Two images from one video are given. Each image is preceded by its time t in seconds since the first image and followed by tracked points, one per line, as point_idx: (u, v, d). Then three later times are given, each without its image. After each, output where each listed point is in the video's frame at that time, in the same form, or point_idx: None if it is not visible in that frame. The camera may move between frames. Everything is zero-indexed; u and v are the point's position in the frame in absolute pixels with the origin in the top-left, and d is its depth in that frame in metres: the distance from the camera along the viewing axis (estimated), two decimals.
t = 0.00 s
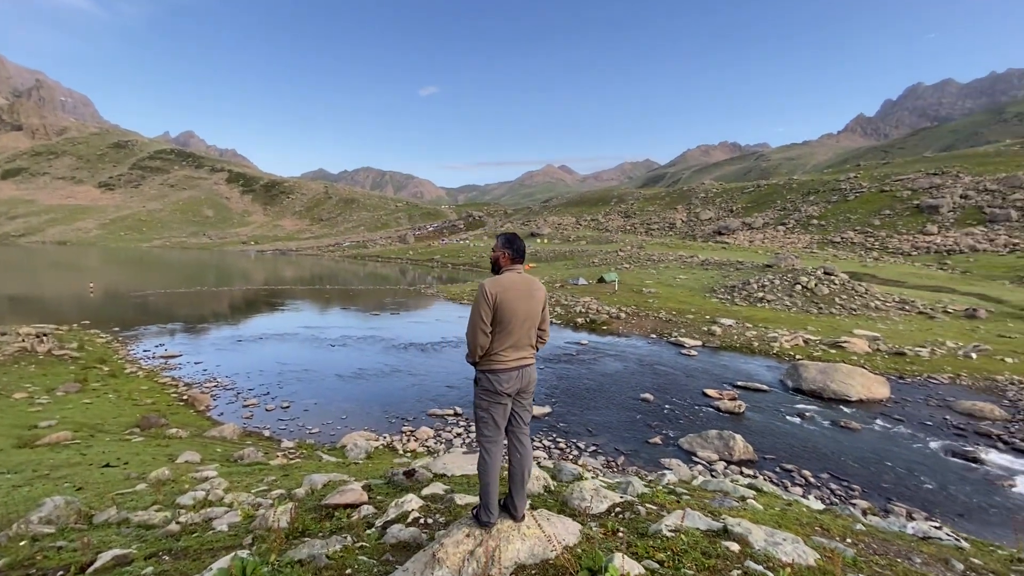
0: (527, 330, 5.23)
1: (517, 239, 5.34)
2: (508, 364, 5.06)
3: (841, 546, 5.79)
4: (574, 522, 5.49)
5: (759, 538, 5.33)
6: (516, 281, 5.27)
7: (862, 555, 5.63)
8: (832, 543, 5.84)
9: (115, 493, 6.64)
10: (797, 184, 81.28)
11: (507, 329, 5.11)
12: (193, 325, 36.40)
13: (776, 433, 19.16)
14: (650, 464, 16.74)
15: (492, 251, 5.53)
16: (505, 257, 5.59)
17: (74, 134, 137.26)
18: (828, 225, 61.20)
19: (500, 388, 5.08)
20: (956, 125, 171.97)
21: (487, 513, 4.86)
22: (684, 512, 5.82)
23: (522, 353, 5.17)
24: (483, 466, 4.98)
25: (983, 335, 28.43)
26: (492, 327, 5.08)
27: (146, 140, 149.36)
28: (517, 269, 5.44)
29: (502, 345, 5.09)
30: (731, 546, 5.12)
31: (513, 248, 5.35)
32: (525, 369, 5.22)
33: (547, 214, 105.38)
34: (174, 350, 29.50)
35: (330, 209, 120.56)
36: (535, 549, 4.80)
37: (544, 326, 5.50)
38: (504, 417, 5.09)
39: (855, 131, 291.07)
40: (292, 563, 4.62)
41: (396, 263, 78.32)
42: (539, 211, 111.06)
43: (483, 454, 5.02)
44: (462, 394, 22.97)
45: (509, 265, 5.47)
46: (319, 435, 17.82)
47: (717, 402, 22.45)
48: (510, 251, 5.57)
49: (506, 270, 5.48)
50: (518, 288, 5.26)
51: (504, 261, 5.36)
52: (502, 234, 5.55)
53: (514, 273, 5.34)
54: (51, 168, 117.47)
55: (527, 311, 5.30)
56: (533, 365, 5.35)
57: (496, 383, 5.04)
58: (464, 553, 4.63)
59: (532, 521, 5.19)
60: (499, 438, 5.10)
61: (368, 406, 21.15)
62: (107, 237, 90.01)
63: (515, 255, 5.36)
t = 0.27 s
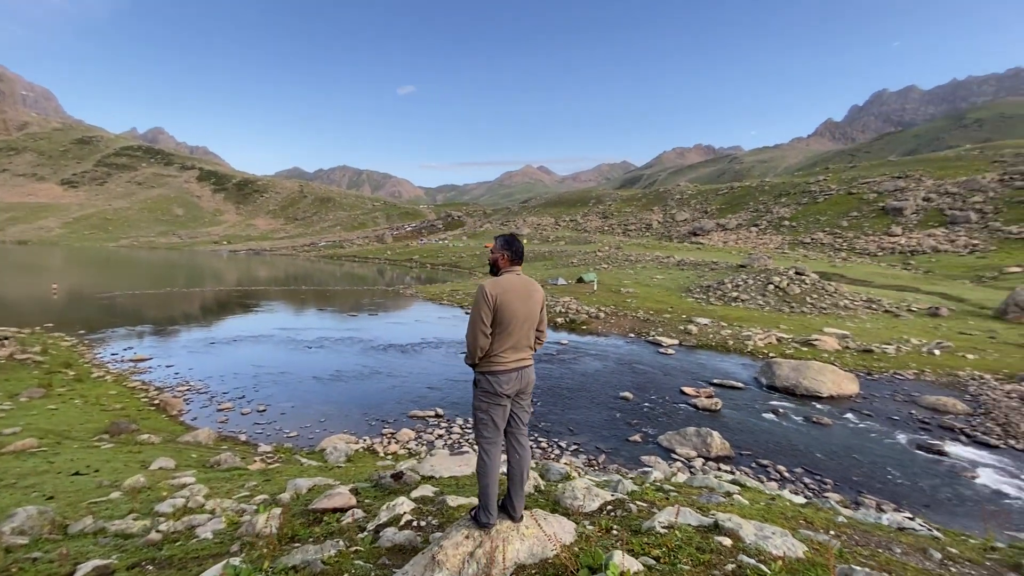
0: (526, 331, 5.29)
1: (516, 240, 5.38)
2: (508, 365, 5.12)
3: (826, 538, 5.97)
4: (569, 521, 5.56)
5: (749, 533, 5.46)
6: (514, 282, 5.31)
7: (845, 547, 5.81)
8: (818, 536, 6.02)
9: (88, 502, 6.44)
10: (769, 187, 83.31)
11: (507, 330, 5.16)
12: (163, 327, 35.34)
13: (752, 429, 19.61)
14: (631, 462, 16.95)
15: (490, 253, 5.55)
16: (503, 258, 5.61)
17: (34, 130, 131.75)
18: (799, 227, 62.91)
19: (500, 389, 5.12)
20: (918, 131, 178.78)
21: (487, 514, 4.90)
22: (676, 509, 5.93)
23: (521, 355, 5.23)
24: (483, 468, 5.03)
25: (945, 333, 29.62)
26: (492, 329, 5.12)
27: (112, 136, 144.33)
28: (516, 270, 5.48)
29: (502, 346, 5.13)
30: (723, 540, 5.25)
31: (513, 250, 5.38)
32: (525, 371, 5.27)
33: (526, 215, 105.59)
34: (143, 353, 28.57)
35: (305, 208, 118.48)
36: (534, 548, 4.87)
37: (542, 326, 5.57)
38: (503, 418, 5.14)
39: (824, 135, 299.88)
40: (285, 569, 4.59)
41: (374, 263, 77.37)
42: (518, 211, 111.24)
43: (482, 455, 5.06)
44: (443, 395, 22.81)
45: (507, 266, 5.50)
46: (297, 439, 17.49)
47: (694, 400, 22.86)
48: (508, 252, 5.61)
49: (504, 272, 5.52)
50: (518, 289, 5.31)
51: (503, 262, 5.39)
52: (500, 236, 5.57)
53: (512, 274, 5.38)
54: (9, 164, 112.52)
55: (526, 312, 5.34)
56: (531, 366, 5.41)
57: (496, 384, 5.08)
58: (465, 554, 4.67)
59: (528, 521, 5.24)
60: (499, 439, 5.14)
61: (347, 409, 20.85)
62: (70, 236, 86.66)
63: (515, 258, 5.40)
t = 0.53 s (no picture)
0: (532, 332, 5.39)
1: (520, 242, 5.46)
2: (514, 365, 5.22)
3: (817, 529, 6.15)
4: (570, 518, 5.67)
5: (745, 526, 5.60)
6: (519, 284, 5.40)
7: (837, 537, 6.00)
8: (808, 527, 6.21)
9: (70, 510, 6.30)
10: (746, 188, 84.97)
11: (512, 331, 5.26)
12: (136, 330, 34.38)
13: (733, 426, 19.99)
14: (615, 460, 17.12)
15: (494, 254, 5.63)
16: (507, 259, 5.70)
17: None
18: (775, 227, 64.33)
19: (505, 389, 5.23)
20: (888, 135, 184.41)
21: (492, 512, 4.99)
22: (672, 504, 6.06)
23: (526, 355, 5.34)
24: (488, 467, 5.12)
25: (914, 330, 30.64)
26: (498, 329, 5.22)
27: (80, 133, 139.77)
28: (520, 271, 5.57)
29: (507, 347, 5.23)
30: (718, 533, 5.40)
31: (517, 252, 5.46)
32: (529, 371, 5.38)
33: (508, 215, 105.65)
34: (117, 357, 27.76)
35: (283, 207, 116.52)
36: (539, 546, 4.97)
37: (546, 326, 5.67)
38: (508, 418, 5.24)
39: (798, 138, 307.11)
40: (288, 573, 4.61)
41: (354, 264, 76.47)
42: (500, 212, 111.24)
43: (488, 454, 5.16)
44: (427, 396, 22.69)
45: (511, 267, 5.59)
46: (279, 443, 17.22)
47: (676, 398, 23.21)
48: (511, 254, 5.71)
49: (508, 273, 5.60)
50: (522, 290, 5.40)
51: (508, 264, 5.46)
52: (504, 237, 5.65)
53: (516, 275, 5.47)
54: None
55: (530, 312, 5.43)
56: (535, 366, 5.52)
57: (502, 384, 5.18)
58: (471, 553, 4.75)
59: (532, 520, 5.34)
60: (504, 437, 5.25)
61: (329, 412, 20.59)
62: (36, 236, 83.65)
63: (519, 259, 5.48)
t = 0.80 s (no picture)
0: (532, 332, 5.44)
1: (520, 243, 5.49)
2: (515, 366, 5.27)
3: (806, 521, 6.32)
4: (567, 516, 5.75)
5: (737, 519, 5.72)
6: (519, 285, 5.43)
7: (824, 528, 6.18)
8: (797, 519, 6.37)
9: (48, 520, 6.12)
10: (725, 189, 86.37)
11: (513, 331, 5.30)
12: (108, 333, 33.40)
13: (714, 423, 20.33)
14: (600, 458, 17.27)
15: (494, 255, 5.66)
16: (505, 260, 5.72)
17: None
18: (752, 228, 65.58)
19: (506, 389, 5.27)
20: (860, 138, 189.41)
21: (493, 512, 5.03)
22: (665, 500, 6.17)
23: (527, 356, 5.39)
24: (489, 467, 5.17)
25: (887, 327, 31.56)
26: (499, 330, 5.25)
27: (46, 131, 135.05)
28: (519, 273, 5.61)
29: (508, 347, 5.27)
30: (712, 526, 5.54)
31: (516, 252, 5.49)
32: (529, 371, 5.43)
33: (490, 216, 105.46)
34: (88, 361, 26.91)
35: (261, 207, 114.40)
36: (538, 543, 5.04)
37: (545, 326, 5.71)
38: (509, 418, 5.29)
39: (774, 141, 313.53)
40: None
41: (335, 265, 75.48)
42: (482, 213, 111.00)
43: (489, 454, 5.20)
44: (410, 398, 22.53)
45: (510, 269, 5.61)
46: (260, 447, 16.92)
47: (658, 396, 23.48)
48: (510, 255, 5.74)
49: (507, 274, 5.63)
50: (522, 291, 5.44)
51: (508, 265, 5.49)
52: (504, 238, 5.68)
53: (516, 276, 5.50)
54: None
55: (529, 313, 5.48)
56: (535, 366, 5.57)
57: (503, 384, 5.22)
58: (472, 553, 4.80)
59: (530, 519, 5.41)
60: (505, 438, 5.29)
61: (311, 415, 20.30)
62: None
63: (518, 259, 5.51)
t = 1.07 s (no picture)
0: (528, 329, 5.45)
1: (515, 241, 5.50)
2: (511, 364, 5.27)
3: (793, 513, 6.46)
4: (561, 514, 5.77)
5: (727, 513, 5.81)
6: (514, 283, 5.44)
7: (811, 520, 6.31)
8: (785, 512, 6.50)
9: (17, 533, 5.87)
10: (702, 191, 87.80)
11: (509, 329, 5.30)
12: (75, 338, 32.24)
13: (695, 421, 20.62)
14: (584, 458, 17.36)
15: (489, 254, 5.65)
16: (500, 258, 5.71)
17: None
18: (729, 229, 66.80)
19: (502, 388, 5.26)
20: (831, 141, 194.80)
21: (489, 511, 5.01)
22: (657, 495, 6.24)
23: (523, 354, 5.39)
24: (485, 466, 5.14)
25: (858, 325, 32.48)
26: (495, 328, 5.25)
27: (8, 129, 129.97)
28: (514, 271, 5.62)
29: (504, 345, 5.27)
30: (704, 520, 5.62)
31: (512, 250, 5.49)
32: (525, 369, 5.43)
33: (471, 217, 105.21)
34: (55, 367, 25.94)
35: (237, 208, 112.04)
36: (534, 542, 5.06)
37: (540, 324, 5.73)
38: (505, 416, 5.28)
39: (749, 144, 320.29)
40: None
41: (313, 266, 74.33)
42: (463, 214, 110.65)
43: (486, 453, 5.18)
44: (393, 401, 22.29)
45: (504, 267, 5.61)
46: (238, 453, 16.55)
47: (640, 395, 23.72)
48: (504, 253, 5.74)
49: (502, 272, 5.63)
50: (518, 289, 5.44)
51: (503, 262, 5.49)
52: (499, 237, 5.69)
53: (511, 275, 5.51)
54: None
55: (526, 310, 5.48)
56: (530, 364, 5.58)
57: (499, 383, 5.22)
58: (468, 552, 4.79)
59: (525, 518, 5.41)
60: (502, 437, 5.28)
61: (291, 420, 19.92)
62: None
63: (513, 258, 5.52)
